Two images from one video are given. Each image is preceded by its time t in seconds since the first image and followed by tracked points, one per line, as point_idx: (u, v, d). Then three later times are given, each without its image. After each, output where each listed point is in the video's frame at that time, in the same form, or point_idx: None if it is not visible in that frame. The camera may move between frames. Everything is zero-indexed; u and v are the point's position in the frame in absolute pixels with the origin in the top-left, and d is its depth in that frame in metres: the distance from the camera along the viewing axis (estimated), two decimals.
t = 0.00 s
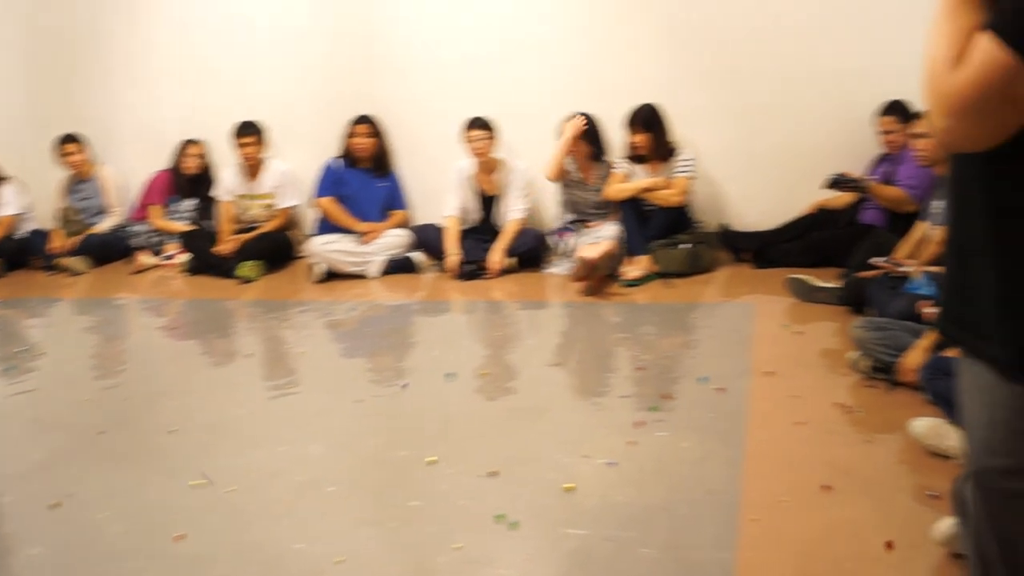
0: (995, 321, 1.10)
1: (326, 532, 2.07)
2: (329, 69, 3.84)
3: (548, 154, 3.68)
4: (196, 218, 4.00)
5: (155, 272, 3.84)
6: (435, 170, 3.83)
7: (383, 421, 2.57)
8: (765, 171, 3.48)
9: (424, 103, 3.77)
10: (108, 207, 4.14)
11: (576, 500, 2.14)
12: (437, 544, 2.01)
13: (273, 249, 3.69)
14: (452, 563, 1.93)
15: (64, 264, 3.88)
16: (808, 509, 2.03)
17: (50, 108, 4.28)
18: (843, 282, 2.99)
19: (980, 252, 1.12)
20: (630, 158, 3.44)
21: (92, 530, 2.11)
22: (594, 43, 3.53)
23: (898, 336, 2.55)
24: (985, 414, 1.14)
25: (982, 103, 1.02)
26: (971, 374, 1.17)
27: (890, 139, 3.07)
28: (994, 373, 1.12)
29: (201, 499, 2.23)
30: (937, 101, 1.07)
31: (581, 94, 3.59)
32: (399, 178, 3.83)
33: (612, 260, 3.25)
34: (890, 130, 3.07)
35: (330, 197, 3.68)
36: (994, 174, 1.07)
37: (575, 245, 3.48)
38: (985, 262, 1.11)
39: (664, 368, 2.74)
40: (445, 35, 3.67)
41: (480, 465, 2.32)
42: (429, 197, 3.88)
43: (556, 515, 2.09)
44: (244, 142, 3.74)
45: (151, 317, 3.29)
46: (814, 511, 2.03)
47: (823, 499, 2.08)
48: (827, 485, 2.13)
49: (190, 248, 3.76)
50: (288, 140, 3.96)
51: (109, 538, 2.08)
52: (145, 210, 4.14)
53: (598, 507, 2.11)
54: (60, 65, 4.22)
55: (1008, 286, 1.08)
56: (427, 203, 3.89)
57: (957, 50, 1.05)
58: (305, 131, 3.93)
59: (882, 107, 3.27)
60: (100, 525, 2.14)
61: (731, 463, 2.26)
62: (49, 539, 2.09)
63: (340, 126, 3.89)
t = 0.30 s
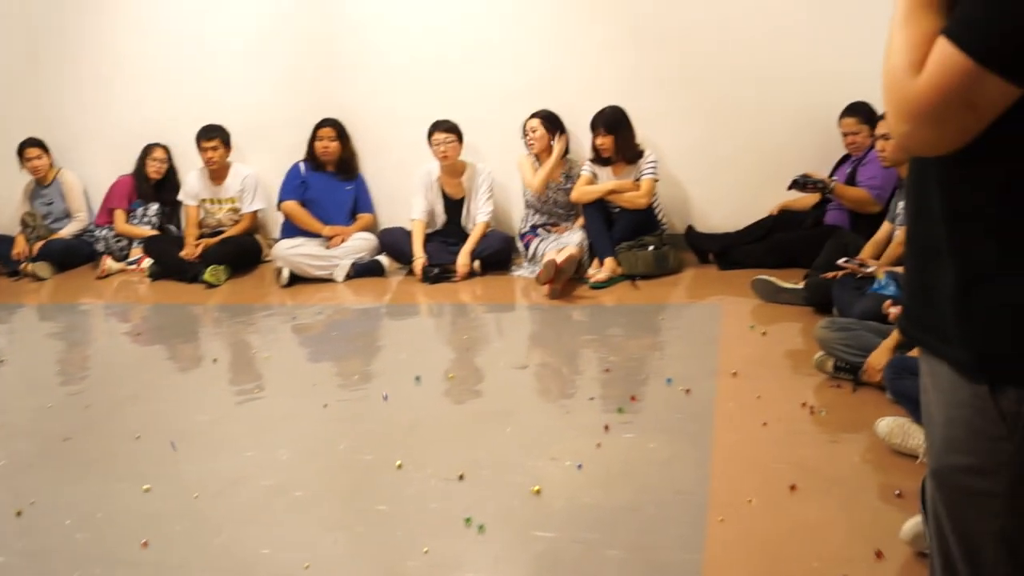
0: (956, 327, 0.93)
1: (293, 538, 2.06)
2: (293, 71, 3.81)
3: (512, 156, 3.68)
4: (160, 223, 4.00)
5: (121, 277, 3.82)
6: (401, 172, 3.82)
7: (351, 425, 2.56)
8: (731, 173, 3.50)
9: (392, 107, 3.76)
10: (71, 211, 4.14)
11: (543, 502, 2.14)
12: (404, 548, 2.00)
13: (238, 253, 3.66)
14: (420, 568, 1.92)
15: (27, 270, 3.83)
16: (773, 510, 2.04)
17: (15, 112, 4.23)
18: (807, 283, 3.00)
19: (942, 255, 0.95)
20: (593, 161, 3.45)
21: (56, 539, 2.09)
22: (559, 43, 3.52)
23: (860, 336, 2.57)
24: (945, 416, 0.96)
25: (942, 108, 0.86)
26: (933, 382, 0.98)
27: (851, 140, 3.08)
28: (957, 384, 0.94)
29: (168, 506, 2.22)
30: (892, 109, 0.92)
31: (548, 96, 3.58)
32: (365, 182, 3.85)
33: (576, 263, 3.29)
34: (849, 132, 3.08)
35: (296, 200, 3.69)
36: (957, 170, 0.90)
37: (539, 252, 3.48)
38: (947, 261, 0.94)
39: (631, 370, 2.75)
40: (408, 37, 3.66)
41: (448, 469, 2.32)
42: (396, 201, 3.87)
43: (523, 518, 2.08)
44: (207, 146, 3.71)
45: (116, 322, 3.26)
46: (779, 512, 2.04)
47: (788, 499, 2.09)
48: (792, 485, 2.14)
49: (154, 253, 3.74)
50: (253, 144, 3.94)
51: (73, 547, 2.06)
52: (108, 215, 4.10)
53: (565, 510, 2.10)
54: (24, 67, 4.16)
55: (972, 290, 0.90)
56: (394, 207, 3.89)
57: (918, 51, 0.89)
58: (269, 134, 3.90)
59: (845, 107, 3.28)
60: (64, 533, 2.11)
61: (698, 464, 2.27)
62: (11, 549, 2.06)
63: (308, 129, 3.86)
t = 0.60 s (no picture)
0: (937, 335, 0.89)
1: (275, 544, 2.04)
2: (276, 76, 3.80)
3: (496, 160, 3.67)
4: (143, 227, 3.99)
5: (104, 281, 3.80)
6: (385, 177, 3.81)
7: (333, 430, 2.55)
8: (715, 176, 3.50)
9: (372, 111, 3.75)
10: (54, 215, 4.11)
11: (526, 508, 2.12)
12: (387, 554, 1.98)
13: (220, 257, 3.66)
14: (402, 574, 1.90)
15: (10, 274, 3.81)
16: (757, 515, 2.03)
17: None
18: (788, 289, 2.99)
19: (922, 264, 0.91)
20: (576, 165, 3.43)
21: (39, 544, 2.08)
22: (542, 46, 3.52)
23: (843, 340, 2.56)
24: (928, 422, 0.91)
25: (920, 112, 0.83)
26: (916, 390, 0.94)
27: (834, 144, 3.09)
28: (937, 392, 0.90)
29: (151, 511, 2.20)
30: (869, 115, 0.89)
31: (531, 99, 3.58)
32: (349, 185, 3.84)
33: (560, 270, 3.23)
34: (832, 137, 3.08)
35: (279, 205, 3.65)
36: (935, 174, 0.87)
37: (519, 259, 3.48)
38: (928, 268, 0.90)
39: (614, 374, 2.74)
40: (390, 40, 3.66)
41: (431, 473, 2.30)
42: (378, 206, 3.86)
43: (505, 522, 2.06)
44: (190, 151, 3.69)
45: (99, 327, 3.25)
46: (762, 517, 2.03)
47: (772, 505, 2.08)
48: (775, 491, 2.13)
49: (137, 257, 3.72)
50: (237, 147, 3.92)
51: (55, 553, 2.05)
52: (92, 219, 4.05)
53: (548, 515, 2.08)
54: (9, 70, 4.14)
55: (951, 295, 0.87)
56: (376, 212, 3.88)
57: (896, 58, 0.87)
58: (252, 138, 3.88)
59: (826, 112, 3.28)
60: (46, 539, 2.10)
61: (681, 469, 2.25)
62: None
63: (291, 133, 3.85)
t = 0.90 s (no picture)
0: (924, 345, 0.91)
1: (262, 554, 2.00)
2: (261, 82, 3.69)
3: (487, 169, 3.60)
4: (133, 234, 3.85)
5: (92, 288, 3.67)
6: (376, 188, 3.73)
7: (319, 439, 2.49)
8: (702, 186, 3.46)
9: (359, 123, 3.66)
10: (44, 222, 3.96)
11: (515, 518, 2.08)
12: (374, 564, 1.94)
13: (210, 266, 3.56)
14: None
15: None
16: (747, 525, 2.00)
17: None
18: (778, 298, 2.97)
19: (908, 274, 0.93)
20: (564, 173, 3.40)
21: (25, 552, 2.03)
22: (534, 60, 3.44)
23: (831, 351, 2.56)
24: (916, 433, 0.93)
25: (901, 126, 0.85)
26: (903, 399, 0.96)
27: (823, 154, 3.09)
28: (925, 402, 0.91)
29: (138, 520, 2.15)
30: (852, 129, 0.91)
31: (520, 110, 3.51)
32: (337, 195, 3.75)
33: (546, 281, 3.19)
34: (822, 146, 3.08)
35: (269, 213, 3.58)
36: (918, 186, 0.89)
37: (507, 270, 3.40)
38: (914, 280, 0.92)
39: (603, 384, 2.69)
40: (379, 47, 3.56)
41: (418, 483, 2.26)
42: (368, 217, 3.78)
43: (495, 532, 2.03)
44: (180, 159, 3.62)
45: (86, 332, 3.18)
46: (751, 526, 2.00)
47: (762, 515, 2.05)
48: (765, 501, 2.10)
49: (126, 264, 3.61)
50: (221, 154, 3.80)
51: (40, 561, 1.99)
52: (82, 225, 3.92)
53: (538, 525, 2.04)
54: None
55: (937, 304, 0.89)
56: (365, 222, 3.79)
57: (877, 72, 0.89)
58: (239, 145, 3.77)
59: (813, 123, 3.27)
60: (31, 547, 2.05)
61: (672, 479, 2.21)
62: None
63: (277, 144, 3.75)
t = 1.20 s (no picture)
0: (905, 376, 0.89)
1: None
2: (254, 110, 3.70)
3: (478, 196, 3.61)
4: (124, 255, 3.82)
5: (82, 310, 3.65)
6: (368, 215, 3.73)
7: (308, 464, 2.47)
8: (692, 211, 3.45)
9: (351, 143, 3.66)
10: (35, 243, 3.95)
11: (505, 547, 2.05)
12: None
13: (202, 289, 3.55)
14: None
15: None
16: (737, 556, 1.98)
17: None
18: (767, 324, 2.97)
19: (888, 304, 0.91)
20: (555, 199, 3.40)
21: None
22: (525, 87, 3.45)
23: (820, 381, 2.56)
24: (901, 463, 0.92)
25: (878, 159, 0.83)
26: (888, 429, 0.94)
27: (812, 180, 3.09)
28: (908, 433, 0.90)
29: (125, 545, 2.13)
30: (830, 160, 0.88)
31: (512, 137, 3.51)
32: (328, 218, 3.74)
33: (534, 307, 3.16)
34: (809, 173, 3.10)
35: (259, 236, 3.59)
36: (895, 218, 0.87)
37: (495, 295, 3.35)
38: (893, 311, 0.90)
39: (593, 410, 2.67)
40: (370, 75, 3.57)
41: (407, 509, 2.23)
42: (359, 240, 3.77)
43: (484, 561, 2.00)
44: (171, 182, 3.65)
45: (75, 355, 3.16)
46: (741, 557, 1.98)
47: (752, 545, 2.02)
48: (755, 530, 2.07)
49: (116, 287, 3.60)
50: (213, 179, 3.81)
51: None
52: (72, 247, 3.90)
53: (527, 553, 2.02)
54: None
55: (916, 336, 0.87)
56: (357, 246, 3.78)
57: (855, 101, 0.87)
58: (232, 171, 3.78)
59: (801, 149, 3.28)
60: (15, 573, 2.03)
61: (662, 507, 2.19)
62: None
63: (269, 167, 3.75)
